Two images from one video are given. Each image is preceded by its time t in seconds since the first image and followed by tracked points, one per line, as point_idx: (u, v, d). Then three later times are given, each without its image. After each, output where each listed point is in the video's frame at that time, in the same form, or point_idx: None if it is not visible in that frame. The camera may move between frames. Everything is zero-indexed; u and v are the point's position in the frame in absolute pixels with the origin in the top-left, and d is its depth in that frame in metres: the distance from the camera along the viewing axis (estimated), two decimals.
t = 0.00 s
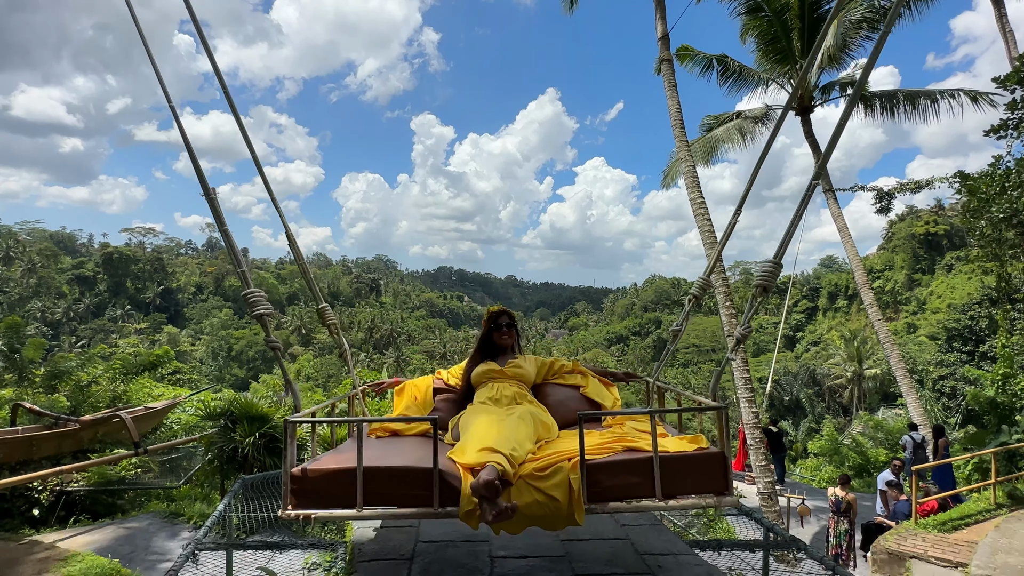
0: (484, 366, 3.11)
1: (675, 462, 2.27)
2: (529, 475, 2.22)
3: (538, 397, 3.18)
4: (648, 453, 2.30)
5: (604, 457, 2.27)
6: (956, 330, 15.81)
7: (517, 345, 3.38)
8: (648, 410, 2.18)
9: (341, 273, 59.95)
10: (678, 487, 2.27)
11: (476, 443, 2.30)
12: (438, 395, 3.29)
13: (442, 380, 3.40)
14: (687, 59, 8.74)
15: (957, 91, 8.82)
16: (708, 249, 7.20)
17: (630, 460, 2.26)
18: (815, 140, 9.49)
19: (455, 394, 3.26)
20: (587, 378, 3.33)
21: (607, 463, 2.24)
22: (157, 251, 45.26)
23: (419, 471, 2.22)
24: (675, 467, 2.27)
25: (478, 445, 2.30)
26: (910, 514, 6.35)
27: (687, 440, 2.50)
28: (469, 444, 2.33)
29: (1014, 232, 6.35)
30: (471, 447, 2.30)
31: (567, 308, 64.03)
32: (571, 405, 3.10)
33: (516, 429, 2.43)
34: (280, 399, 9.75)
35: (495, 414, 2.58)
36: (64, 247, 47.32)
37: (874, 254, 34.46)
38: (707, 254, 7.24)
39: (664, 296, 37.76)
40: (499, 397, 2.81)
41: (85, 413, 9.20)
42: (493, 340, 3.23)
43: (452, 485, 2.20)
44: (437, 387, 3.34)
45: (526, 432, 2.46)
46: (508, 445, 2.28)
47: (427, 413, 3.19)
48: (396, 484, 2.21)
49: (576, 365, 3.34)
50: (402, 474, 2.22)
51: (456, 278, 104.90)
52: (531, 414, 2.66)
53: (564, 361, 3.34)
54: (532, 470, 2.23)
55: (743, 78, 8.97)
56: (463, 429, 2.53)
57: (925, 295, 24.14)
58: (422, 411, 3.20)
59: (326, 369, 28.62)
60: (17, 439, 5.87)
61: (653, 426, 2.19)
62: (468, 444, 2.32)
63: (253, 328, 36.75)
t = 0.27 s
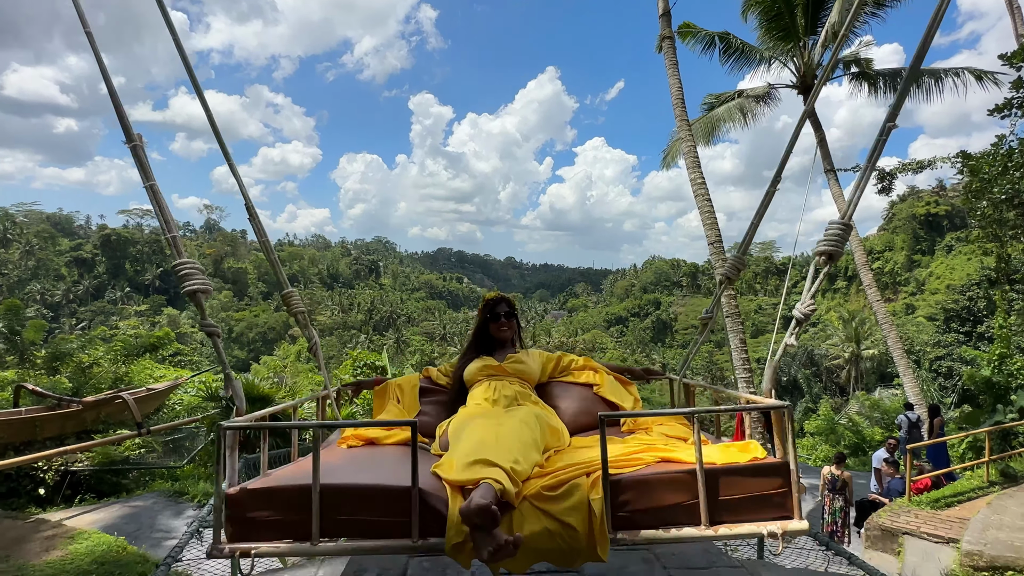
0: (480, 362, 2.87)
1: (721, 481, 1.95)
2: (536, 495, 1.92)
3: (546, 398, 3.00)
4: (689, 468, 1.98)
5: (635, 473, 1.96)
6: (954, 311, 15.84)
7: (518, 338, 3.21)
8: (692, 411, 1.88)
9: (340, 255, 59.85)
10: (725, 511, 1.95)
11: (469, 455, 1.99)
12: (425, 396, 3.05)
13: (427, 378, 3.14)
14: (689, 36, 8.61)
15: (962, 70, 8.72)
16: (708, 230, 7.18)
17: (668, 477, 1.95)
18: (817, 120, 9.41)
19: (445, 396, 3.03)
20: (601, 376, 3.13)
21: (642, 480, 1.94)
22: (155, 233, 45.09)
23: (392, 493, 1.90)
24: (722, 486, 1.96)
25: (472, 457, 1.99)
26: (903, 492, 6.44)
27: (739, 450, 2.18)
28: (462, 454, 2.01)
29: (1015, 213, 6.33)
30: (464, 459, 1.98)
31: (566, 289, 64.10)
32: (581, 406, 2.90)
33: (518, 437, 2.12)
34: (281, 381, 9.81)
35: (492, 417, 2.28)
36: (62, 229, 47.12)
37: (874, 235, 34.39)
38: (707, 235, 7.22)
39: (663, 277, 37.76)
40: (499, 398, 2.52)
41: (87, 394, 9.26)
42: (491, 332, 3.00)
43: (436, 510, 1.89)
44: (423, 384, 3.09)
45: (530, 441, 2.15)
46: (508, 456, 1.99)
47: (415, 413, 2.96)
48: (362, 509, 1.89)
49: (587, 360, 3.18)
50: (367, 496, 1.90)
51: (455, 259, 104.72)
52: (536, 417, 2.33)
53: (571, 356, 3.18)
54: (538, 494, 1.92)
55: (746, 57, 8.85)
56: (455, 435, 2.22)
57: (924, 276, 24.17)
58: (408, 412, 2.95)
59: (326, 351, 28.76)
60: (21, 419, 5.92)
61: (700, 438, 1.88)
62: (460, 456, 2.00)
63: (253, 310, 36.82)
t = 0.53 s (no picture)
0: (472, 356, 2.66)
1: (803, 513, 1.53)
2: (550, 529, 1.60)
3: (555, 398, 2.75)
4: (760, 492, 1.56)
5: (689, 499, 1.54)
6: (953, 292, 15.90)
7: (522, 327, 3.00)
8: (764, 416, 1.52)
9: (339, 237, 59.69)
10: (808, 553, 1.51)
11: (461, 476, 1.65)
12: (408, 397, 2.74)
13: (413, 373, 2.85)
14: (691, 13, 8.49)
15: (967, 48, 8.61)
16: (707, 211, 7.18)
17: (733, 503, 1.52)
18: (819, 99, 9.32)
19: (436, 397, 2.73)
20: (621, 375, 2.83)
21: (708, 509, 1.51)
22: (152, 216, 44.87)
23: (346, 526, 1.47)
24: (807, 520, 1.52)
25: (464, 482, 1.63)
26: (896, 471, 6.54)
27: (822, 463, 1.79)
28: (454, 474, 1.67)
29: (1016, 194, 6.32)
30: (457, 481, 1.64)
31: (566, 271, 64.09)
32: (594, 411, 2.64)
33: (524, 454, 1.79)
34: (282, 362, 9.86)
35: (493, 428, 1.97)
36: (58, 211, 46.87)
37: (875, 216, 34.29)
38: (707, 216, 7.20)
39: (662, 259, 37.75)
40: (498, 402, 2.26)
41: (89, 375, 9.35)
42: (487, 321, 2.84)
43: (409, 549, 1.49)
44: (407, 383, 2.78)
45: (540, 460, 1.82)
46: (510, 481, 1.64)
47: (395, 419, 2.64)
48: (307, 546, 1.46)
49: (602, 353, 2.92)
50: (316, 529, 1.47)
51: (454, 241, 104.39)
52: (546, 424, 2.07)
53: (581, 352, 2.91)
54: (552, 530, 1.59)
55: (748, 34, 8.73)
56: (444, 447, 1.90)
57: (924, 257, 24.21)
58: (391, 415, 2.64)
59: (326, 333, 28.88)
60: (25, 401, 5.98)
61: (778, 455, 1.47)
62: (452, 477, 1.67)
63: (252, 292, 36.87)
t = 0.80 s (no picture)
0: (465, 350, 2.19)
1: None
2: None
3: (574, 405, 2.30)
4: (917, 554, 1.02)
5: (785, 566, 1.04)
6: (951, 273, 15.92)
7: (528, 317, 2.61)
8: (949, 433, 0.89)
9: (337, 219, 59.53)
10: None
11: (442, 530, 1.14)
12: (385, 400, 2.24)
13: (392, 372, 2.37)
14: None
15: (973, 25, 8.49)
16: (708, 192, 7.13)
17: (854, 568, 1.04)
18: (822, 78, 9.22)
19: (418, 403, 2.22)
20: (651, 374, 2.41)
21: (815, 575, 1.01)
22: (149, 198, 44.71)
23: None
24: None
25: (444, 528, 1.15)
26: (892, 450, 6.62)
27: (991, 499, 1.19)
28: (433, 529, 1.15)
29: (1018, 173, 6.27)
30: (435, 535, 1.13)
31: (565, 253, 64.11)
32: (623, 421, 2.16)
33: (536, 492, 1.26)
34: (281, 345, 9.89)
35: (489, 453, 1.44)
36: (55, 194, 46.68)
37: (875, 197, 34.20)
38: (707, 197, 7.16)
39: (661, 240, 37.70)
40: (501, 407, 1.77)
41: (90, 358, 9.38)
42: (485, 310, 2.41)
43: None
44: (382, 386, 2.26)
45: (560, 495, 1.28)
46: (515, 528, 1.14)
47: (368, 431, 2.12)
48: None
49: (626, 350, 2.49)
50: None
51: (453, 222, 104.13)
52: (564, 439, 1.51)
53: (599, 346, 2.53)
54: None
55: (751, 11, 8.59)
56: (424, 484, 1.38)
57: (923, 238, 24.20)
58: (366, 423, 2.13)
59: (326, 315, 29.00)
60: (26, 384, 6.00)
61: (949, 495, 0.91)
62: (428, 526, 1.16)
63: (252, 275, 36.91)
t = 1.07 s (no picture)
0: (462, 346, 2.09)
1: None
2: None
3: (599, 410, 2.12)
4: None
5: None
6: (951, 260, 15.93)
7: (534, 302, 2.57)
8: None
9: (336, 207, 59.40)
10: None
11: None
12: (371, 399, 2.12)
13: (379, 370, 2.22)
14: None
15: (976, 10, 8.41)
16: (708, 180, 7.10)
17: None
18: (823, 64, 9.14)
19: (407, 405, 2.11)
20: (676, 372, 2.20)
21: None
22: (146, 187, 44.56)
23: None
24: None
25: None
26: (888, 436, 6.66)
27: None
28: None
29: (1019, 160, 6.25)
30: None
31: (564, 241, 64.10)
32: (650, 429, 1.95)
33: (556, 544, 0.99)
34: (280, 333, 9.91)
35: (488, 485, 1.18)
36: (53, 183, 46.55)
37: (875, 185, 34.12)
38: (706, 185, 7.14)
39: (661, 228, 37.65)
40: (502, 412, 1.64)
41: (90, 347, 9.41)
42: (485, 296, 2.40)
43: None
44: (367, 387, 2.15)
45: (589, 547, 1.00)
46: None
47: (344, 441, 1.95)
48: None
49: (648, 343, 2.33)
50: None
51: (452, 211, 103.84)
52: (593, 458, 1.25)
53: (619, 339, 2.35)
54: None
55: None
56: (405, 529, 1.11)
57: (923, 226, 24.19)
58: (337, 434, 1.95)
59: (325, 304, 29.06)
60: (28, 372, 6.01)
61: None
62: None
63: (251, 264, 36.93)
